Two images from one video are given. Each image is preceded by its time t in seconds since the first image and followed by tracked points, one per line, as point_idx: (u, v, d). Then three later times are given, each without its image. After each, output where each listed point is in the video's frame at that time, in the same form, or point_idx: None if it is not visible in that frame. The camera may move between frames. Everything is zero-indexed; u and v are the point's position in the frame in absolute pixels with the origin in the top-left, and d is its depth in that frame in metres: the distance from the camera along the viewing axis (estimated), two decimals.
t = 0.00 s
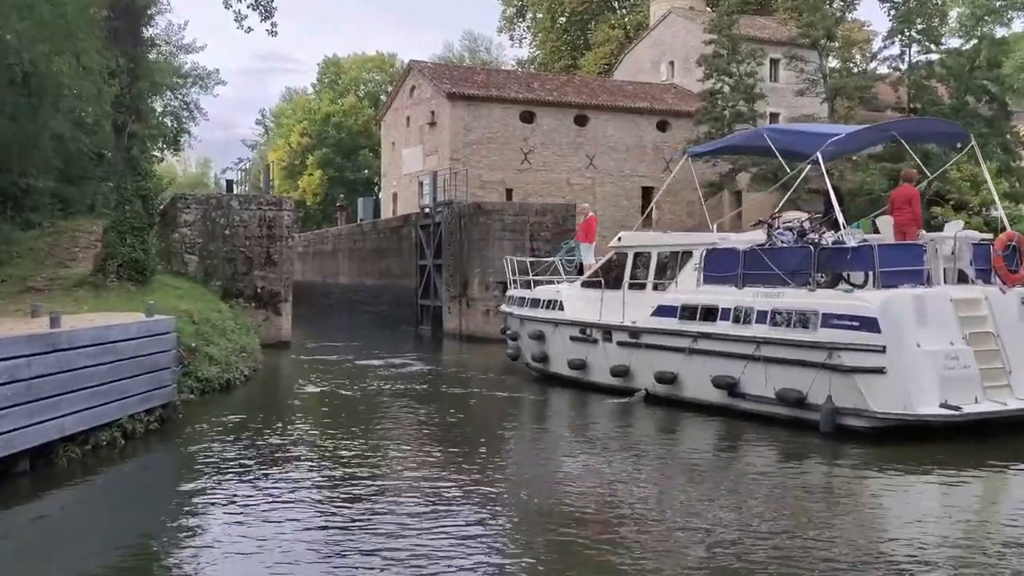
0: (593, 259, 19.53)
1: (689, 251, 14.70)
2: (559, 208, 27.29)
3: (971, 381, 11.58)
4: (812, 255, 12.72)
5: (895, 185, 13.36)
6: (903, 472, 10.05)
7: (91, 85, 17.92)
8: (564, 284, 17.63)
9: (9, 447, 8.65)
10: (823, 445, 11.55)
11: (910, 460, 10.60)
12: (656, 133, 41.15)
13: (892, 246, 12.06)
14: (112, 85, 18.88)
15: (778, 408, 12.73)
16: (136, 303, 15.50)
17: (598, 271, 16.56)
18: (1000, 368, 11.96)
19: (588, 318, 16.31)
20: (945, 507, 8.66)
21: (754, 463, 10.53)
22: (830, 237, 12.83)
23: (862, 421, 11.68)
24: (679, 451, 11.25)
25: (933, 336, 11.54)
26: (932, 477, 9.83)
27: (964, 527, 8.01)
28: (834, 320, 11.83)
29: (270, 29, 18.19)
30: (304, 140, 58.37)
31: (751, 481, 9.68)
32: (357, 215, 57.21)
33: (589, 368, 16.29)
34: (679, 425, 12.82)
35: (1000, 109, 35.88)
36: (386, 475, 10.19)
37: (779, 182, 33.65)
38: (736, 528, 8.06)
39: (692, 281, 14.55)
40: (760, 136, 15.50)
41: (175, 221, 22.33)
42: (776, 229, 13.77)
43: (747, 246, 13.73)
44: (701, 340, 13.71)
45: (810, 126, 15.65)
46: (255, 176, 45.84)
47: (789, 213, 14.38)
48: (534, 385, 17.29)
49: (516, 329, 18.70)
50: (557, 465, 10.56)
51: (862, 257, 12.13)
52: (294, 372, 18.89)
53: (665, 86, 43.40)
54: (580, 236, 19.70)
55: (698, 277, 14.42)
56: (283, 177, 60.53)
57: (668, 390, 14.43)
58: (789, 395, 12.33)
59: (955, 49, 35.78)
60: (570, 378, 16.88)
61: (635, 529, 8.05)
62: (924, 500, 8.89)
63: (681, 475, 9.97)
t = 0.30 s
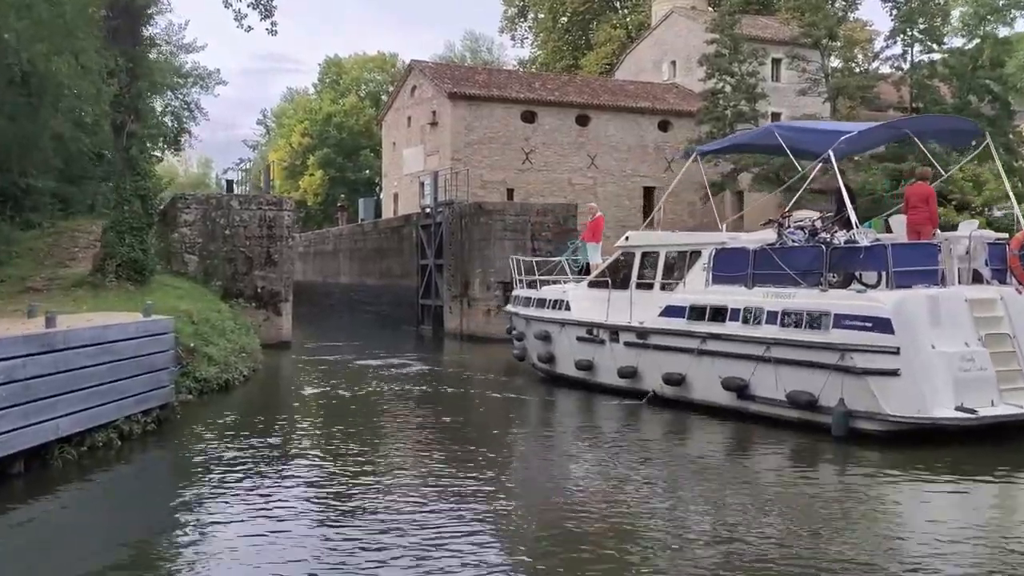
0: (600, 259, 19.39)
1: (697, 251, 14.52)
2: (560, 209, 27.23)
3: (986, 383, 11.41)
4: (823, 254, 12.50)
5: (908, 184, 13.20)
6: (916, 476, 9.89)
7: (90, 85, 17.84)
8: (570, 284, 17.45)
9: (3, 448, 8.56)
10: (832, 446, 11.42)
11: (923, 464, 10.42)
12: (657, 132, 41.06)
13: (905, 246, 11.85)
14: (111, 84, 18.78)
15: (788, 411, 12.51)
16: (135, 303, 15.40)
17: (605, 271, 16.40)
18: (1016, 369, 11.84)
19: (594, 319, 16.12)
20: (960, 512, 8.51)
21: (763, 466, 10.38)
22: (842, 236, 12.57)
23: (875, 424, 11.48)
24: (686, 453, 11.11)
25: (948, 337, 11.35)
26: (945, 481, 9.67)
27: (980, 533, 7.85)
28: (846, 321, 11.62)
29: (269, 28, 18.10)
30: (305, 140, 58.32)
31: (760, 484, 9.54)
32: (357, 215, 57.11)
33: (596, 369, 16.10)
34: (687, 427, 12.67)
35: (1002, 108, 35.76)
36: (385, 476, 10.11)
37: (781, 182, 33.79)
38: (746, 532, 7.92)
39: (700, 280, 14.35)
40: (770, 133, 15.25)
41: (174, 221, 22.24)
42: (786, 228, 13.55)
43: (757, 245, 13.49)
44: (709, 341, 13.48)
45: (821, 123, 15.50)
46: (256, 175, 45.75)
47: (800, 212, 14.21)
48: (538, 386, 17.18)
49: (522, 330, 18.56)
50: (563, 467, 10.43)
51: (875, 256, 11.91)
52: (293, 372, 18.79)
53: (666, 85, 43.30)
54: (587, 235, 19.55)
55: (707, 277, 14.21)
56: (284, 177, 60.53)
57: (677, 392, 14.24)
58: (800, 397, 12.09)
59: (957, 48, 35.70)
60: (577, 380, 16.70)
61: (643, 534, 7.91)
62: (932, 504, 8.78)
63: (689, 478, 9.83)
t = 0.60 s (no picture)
0: (608, 259, 19.22)
1: (708, 250, 14.31)
2: (562, 209, 27.11)
3: (1004, 386, 11.14)
4: (836, 254, 12.28)
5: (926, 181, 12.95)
6: (931, 481, 9.68)
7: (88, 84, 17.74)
8: (578, 284, 17.24)
9: None
10: (843, 449, 11.24)
11: (939, 469, 10.21)
12: (659, 132, 40.91)
13: (921, 245, 11.65)
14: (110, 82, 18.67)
15: (800, 414, 12.26)
16: (133, 304, 15.26)
17: (613, 271, 16.19)
18: None
19: (602, 320, 15.92)
20: (978, 519, 8.29)
21: (770, 470, 10.22)
22: (857, 236, 12.36)
23: (890, 428, 11.22)
24: (694, 457, 10.93)
25: (964, 339, 11.08)
26: (960, 487, 9.47)
27: (992, 541, 7.67)
28: (860, 322, 11.38)
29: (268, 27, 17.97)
30: (306, 140, 58.20)
31: (769, 490, 9.35)
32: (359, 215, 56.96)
33: (604, 371, 15.85)
34: (693, 430, 12.50)
35: (1005, 107, 35.55)
36: (387, 479, 9.96)
37: (784, 181, 33.74)
38: (757, 539, 7.72)
39: (710, 280, 14.14)
40: (780, 130, 15.06)
41: (174, 221, 22.14)
42: (799, 228, 13.34)
43: (768, 245, 13.29)
44: (719, 343, 13.25)
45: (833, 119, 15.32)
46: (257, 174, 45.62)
47: (812, 211, 14.03)
48: (543, 388, 17.00)
49: (529, 331, 18.36)
50: (569, 471, 10.25)
51: (890, 256, 11.70)
52: (293, 373, 18.63)
53: (668, 84, 43.13)
54: (595, 235, 19.37)
55: (717, 277, 14.01)
56: (285, 176, 60.46)
57: (686, 394, 14.01)
58: (812, 400, 11.86)
59: (960, 47, 35.53)
60: (584, 382, 16.48)
61: (651, 541, 7.71)
62: (942, 510, 8.60)
63: (695, 483, 9.66)
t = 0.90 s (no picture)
0: (615, 259, 19.10)
1: (715, 250, 14.17)
2: (563, 208, 27.04)
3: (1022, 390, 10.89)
4: (849, 254, 12.05)
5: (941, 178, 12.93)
6: (946, 487, 9.51)
7: (86, 84, 17.69)
8: (584, 285, 17.16)
9: None
10: (854, 453, 11.10)
11: (954, 475, 10.03)
12: (661, 132, 40.82)
13: (937, 244, 11.40)
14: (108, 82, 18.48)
15: (812, 418, 12.06)
16: (132, 304, 15.19)
17: (621, 272, 16.11)
18: None
19: (609, 321, 15.78)
20: (994, 527, 8.14)
21: (775, 473, 10.10)
22: (869, 235, 12.14)
23: (904, 432, 11.01)
24: (701, 460, 10.79)
25: (981, 341, 10.83)
26: (969, 491, 9.34)
27: (1002, 547, 7.55)
28: (874, 323, 11.19)
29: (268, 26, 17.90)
30: (307, 140, 58.13)
31: (778, 494, 9.21)
32: (359, 215, 56.88)
33: (610, 373, 15.75)
34: (698, 433, 12.37)
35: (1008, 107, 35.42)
36: (388, 482, 9.86)
37: (785, 181, 33.73)
38: (769, 547, 7.57)
39: (719, 281, 14.00)
40: (794, 127, 14.95)
41: (174, 221, 22.08)
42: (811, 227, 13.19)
43: (779, 245, 13.14)
44: (728, 344, 13.07)
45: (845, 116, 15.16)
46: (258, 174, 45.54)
47: (824, 210, 13.88)
48: (548, 389, 16.87)
49: (535, 332, 18.22)
50: (575, 475, 10.11)
51: (905, 255, 11.46)
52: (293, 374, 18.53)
53: (670, 84, 43.03)
54: (602, 235, 19.26)
55: (727, 277, 13.86)
56: (286, 177, 60.42)
57: (694, 396, 13.83)
58: (825, 404, 11.63)
59: (962, 47, 35.41)
60: (591, 384, 16.34)
61: (661, 548, 7.56)
62: (951, 515, 8.47)
63: (700, 486, 9.55)
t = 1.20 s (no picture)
0: (623, 259, 18.95)
1: (726, 250, 14.04)
2: (565, 208, 26.95)
3: None
4: (863, 254, 11.91)
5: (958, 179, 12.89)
6: (961, 493, 9.36)
7: (85, 82, 17.58)
8: (591, 286, 17.04)
9: None
10: (866, 457, 10.95)
11: (969, 479, 9.88)
12: (662, 132, 40.71)
13: (952, 244, 11.27)
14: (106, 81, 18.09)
15: (825, 421, 11.88)
16: (131, 304, 15.10)
17: (628, 272, 16.01)
18: None
19: (616, 322, 15.65)
20: (1011, 532, 8.01)
21: (783, 477, 9.99)
22: (883, 235, 12.00)
23: (920, 436, 10.83)
24: (710, 465, 10.65)
25: (998, 342, 10.70)
26: (981, 496, 9.22)
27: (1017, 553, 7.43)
28: (888, 324, 11.02)
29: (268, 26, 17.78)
30: (308, 140, 58.04)
31: (789, 499, 9.07)
32: (360, 216, 56.77)
33: (618, 375, 15.61)
34: (705, 437, 12.24)
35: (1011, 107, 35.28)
36: (390, 485, 9.76)
37: (788, 181, 33.68)
38: (782, 553, 7.44)
39: (729, 281, 13.86)
40: (806, 123, 14.79)
41: (174, 221, 21.99)
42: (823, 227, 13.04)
43: (790, 245, 12.98)
44: (739, 346, 12.91)
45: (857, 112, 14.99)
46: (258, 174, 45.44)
47: (836, 208, 13.74)
48: (555, 392, 16.71)
49: (541, 333, 18.10)
50: (581, 478, 9.98)
51: (920, 255, 11.31)
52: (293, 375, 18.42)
53: (671, 84, 42.90)
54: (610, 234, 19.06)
55: (737, 277, 13.72)
56: (287, 177, 60.35)
57: (704, 400, 13.68)
58: (838, 407, 11.45)
59: (965, 47, 35.25)
60: (598, 386, 16.20)
61: (672, 554, 7.43)
62: (962, 521, 8.37)
63: (707, 491, 9.44)
